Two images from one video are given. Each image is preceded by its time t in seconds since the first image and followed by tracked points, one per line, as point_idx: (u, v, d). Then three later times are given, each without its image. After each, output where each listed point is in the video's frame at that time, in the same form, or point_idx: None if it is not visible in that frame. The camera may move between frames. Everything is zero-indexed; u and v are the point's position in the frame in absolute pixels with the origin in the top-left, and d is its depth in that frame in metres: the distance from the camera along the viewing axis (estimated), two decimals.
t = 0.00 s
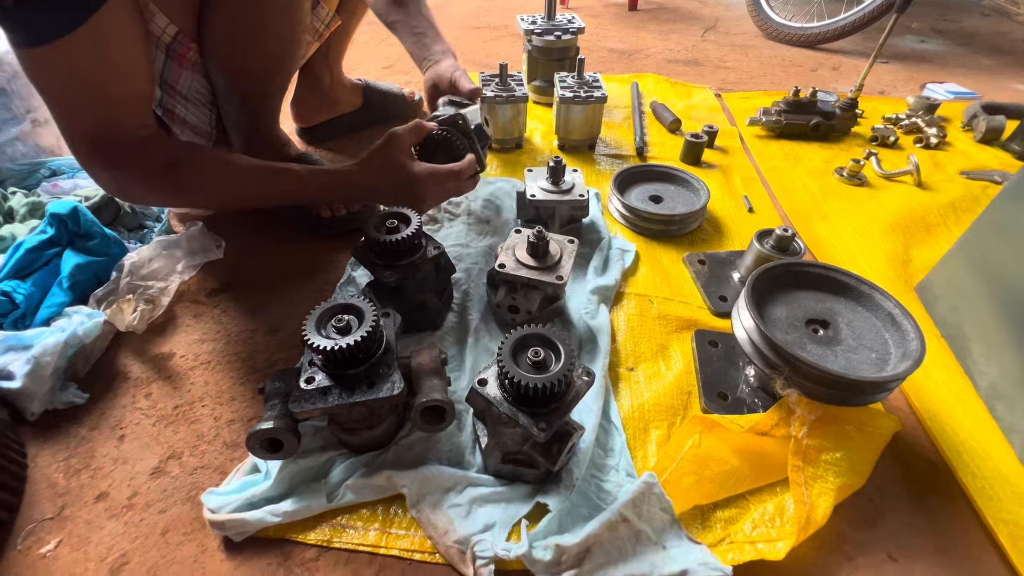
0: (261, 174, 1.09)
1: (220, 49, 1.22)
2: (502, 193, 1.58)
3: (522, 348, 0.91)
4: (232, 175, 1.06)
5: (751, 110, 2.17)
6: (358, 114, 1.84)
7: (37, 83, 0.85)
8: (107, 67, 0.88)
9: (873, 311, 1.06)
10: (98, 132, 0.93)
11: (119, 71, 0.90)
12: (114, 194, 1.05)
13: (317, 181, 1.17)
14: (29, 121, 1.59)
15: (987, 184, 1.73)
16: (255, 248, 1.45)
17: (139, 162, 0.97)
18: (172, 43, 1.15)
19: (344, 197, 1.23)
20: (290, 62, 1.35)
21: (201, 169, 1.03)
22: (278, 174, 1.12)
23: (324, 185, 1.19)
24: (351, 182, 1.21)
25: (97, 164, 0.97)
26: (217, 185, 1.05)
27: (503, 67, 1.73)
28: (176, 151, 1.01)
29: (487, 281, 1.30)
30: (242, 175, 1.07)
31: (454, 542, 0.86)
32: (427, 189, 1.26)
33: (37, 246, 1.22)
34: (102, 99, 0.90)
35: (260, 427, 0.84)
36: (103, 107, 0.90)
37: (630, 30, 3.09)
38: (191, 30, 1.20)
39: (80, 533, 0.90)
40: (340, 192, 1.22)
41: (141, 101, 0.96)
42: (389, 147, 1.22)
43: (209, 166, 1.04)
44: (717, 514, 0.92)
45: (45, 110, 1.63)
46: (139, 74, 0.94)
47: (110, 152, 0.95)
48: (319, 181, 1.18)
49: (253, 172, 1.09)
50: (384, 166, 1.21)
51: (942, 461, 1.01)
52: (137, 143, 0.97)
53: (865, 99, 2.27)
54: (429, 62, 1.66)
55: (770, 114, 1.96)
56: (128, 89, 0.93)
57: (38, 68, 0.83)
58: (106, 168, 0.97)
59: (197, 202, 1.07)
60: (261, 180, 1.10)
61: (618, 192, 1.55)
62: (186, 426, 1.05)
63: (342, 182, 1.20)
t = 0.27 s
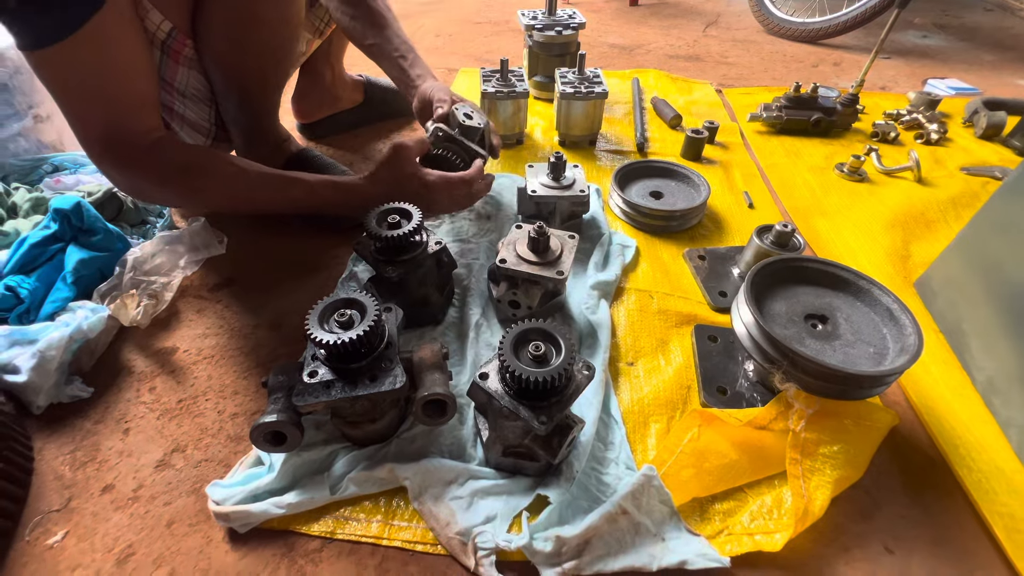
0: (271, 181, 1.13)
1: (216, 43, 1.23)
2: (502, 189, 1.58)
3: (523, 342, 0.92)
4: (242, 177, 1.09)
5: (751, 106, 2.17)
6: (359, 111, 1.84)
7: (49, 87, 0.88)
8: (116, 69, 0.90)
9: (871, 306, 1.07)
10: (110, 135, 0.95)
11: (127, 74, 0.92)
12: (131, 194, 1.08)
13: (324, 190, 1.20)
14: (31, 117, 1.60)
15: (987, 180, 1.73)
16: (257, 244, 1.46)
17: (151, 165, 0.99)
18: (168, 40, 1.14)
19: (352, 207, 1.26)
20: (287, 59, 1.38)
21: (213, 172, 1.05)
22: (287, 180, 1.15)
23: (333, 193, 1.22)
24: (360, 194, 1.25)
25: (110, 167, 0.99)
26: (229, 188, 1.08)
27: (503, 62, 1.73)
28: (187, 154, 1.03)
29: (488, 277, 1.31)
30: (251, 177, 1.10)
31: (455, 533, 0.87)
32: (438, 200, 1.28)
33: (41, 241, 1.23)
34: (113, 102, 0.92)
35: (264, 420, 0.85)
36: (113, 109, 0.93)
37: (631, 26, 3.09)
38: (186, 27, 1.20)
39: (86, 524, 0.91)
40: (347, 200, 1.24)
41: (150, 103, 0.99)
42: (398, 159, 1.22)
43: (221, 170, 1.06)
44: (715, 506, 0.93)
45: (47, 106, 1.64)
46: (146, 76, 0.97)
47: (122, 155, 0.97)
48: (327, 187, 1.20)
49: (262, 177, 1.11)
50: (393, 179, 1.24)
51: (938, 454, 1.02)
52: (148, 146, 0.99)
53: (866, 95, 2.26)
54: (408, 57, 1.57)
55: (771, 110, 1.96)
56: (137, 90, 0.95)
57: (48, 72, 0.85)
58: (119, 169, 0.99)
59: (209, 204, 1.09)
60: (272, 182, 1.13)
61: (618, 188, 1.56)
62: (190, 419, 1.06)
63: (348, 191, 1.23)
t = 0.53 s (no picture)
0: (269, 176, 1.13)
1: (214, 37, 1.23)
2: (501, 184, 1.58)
3: (521, 337, 0.92)
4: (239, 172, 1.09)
5: (751, 101, 2.16)
6: (358, 105, 1.83)
7: (48, 81, 0.87)
8: (115, 63, 0.90)
9: (869, 301, 1.07)
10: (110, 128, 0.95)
11: (126, 67, 0.92)
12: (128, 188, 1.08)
13: (322, 187, 1.20)
14: (27, 111, 1.59)
15: (986, 175, 1.73)
16: (255, 238, 1.46)
17: (151, 159, 1.00)
18: (165, 33, 1.13)
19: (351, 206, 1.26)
20: (285, 53, 1.38)
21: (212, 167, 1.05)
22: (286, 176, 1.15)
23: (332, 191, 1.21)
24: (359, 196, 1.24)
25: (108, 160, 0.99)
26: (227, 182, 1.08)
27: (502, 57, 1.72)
28: (185, 149, 1.03)
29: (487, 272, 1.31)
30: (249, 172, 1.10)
31: (454, 527, 0.87)
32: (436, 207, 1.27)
33: (38, 236, 1.23)
34: (112, 96, 0.92)
35: (262, 414, 0.85)
36: (114, 103, 0.93)
37: (630, 20, 3.07)
38: (183, 21, 1.19)
39: (86, 518, 0.91)
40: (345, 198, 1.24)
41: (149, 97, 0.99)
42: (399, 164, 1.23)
43: (219, 164, 1.06)
44: (712, 500, 0.93)
45: (44, 100, 1.63)
46: (145, 70, 0.97)
47: (121, 149, 0.97)
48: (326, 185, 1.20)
49: (260, 172, 1.11)
50: (394, 180, 1.23)
51: (933, 448, 1.02)
52: (146, 140, 0.99)
53: (866, 90, 2.26)
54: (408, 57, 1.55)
55: (771, 105, 1.96)
56: (136, 83, 0.95)
57: (48, 66, 0.85)
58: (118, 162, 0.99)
59: (207, 198, 1.10)
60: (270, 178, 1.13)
61: (617, 183, 1.56)
62: (189, 413, 1.06)
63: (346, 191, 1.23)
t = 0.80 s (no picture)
0: (259, 171, 1.11)
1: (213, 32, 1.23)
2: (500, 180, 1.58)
3: (519, 332, 0.92)
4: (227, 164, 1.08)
5: (750, 96, 2.16)
6: (358, 100, 1.83)
7: (34, 69, 0.87)
8: (102, 51, 0.90)
9: (866, 296, 1.07)
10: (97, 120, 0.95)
11: (115, 57, 0.92)
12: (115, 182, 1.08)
13: (315, 183, 1.18)
14: (25, 106, 1.59)
15: (985, 171, 1.73)
16: (254, 233, 1.46)
17: (139, 151, 0.99)
18: (163, 27, 1.13)
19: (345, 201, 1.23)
20: (284, 47, 1.38)
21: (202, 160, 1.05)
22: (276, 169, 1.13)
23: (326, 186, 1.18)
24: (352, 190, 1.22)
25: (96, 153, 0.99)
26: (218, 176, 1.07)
27: (502, 52, 1.72)
28: (173, 139, 1.03)
29: (485, 267, 1.31)
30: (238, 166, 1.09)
31: (452, 520, 0.88)
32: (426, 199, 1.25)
33: (37, 231, 1.23)
34: (97, 83, 0.91)
35: (262, 409, 0.85)
36: (100, 94, 0.93)
37: (630, 15, 3.06)
38: (183, 16, 1.19)
39: (87, 511, 0.92)
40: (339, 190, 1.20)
41: (137, 88, 0.99)
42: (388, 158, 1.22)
43: (209, 158, 1.06)
44: (709, 493, 0.94)
45: (42, 95, 1.63)
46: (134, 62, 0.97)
47: (110, 142, 0.97)
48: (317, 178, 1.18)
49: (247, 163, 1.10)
50: (386, 173, 1.21)
51: (929, 442, 1.03)
52: (134, 131, 0.98)
53: (865, 86, 2.26)
54: (408, 52, 1.53)
55: (770, 100, 1.96)
56: (122, 75, 0.95)
57: (34, 55, 0.85)
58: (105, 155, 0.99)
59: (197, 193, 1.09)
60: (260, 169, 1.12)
61: (616, 179, 1.56)
62: (189, 408, 1.06)
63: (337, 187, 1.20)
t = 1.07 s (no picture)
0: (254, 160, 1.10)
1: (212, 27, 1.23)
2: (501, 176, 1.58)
3: (521, 328, 0.92)
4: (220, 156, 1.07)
5: (752, 93, 2.15)
6: (358, 97, 1.83)
7: (29, 62, 0.87)
8: (99, 45, 0.89)
9: (868, 293, 1.07)
10: (92, 112, 0.95)
11: (111, 51, 0.92)
12: (110, 175, 1.07)
13: (308, 167, 1.15)
14: (25, 103, 1.59)
15: (988, 168, 1.73)
16: (255, 230, 1.46)
17: (133, 142, 0.99)
18: (161, 22, 1.13)
19: (342, 190, 1.22)
20: (283, 45, 1.36)
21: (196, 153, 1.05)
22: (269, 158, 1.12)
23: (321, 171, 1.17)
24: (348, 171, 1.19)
25: (91, 147, 0.99)
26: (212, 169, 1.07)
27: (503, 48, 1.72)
28: (167, 132, 1.02)
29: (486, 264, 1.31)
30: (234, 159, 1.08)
31: (453, 516, 0.88)
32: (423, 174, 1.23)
33: (38, 228, 1.23)
34: (92, 79, 0.91)
35: (263, 405, 0.85)
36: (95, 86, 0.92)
37: (632, 11, 3.05)
38: (180, 11, 1.20)
39: (90, 507, 0.92)
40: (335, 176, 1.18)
41: (133, 81, 0.98)
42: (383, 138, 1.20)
43: (203, 151, 1.06)
44: (710, 490, 0.94)
45: (42, 92, 1.63)
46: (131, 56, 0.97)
47: (104, 133, 0.97)
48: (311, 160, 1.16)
49: (239, 153, 1.09)
50: (383, 153, 1.19)
51: (930, 439, 1.03)
52: (128, 123, 0.98)
53: (868, 82, 2.25)
54: (425, 34, 1.58)
55: (772, 97, 1.95)
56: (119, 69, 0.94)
57: (29, 46, 0.84)
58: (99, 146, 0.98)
59: (192, 186, 1.09)
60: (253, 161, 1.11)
61: (617, 175, 1.55)
62: (190, 404, 1.07)
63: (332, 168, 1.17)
